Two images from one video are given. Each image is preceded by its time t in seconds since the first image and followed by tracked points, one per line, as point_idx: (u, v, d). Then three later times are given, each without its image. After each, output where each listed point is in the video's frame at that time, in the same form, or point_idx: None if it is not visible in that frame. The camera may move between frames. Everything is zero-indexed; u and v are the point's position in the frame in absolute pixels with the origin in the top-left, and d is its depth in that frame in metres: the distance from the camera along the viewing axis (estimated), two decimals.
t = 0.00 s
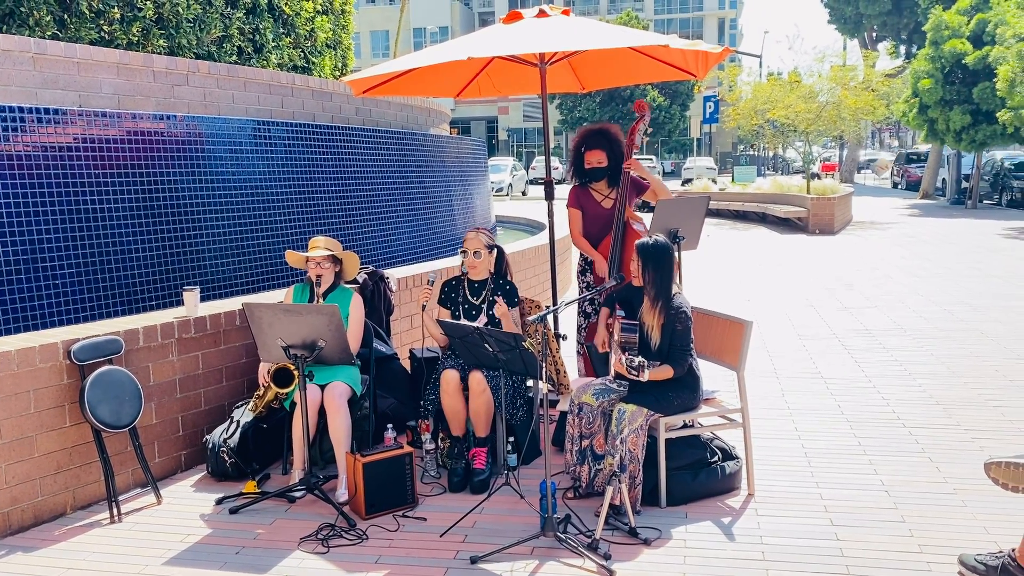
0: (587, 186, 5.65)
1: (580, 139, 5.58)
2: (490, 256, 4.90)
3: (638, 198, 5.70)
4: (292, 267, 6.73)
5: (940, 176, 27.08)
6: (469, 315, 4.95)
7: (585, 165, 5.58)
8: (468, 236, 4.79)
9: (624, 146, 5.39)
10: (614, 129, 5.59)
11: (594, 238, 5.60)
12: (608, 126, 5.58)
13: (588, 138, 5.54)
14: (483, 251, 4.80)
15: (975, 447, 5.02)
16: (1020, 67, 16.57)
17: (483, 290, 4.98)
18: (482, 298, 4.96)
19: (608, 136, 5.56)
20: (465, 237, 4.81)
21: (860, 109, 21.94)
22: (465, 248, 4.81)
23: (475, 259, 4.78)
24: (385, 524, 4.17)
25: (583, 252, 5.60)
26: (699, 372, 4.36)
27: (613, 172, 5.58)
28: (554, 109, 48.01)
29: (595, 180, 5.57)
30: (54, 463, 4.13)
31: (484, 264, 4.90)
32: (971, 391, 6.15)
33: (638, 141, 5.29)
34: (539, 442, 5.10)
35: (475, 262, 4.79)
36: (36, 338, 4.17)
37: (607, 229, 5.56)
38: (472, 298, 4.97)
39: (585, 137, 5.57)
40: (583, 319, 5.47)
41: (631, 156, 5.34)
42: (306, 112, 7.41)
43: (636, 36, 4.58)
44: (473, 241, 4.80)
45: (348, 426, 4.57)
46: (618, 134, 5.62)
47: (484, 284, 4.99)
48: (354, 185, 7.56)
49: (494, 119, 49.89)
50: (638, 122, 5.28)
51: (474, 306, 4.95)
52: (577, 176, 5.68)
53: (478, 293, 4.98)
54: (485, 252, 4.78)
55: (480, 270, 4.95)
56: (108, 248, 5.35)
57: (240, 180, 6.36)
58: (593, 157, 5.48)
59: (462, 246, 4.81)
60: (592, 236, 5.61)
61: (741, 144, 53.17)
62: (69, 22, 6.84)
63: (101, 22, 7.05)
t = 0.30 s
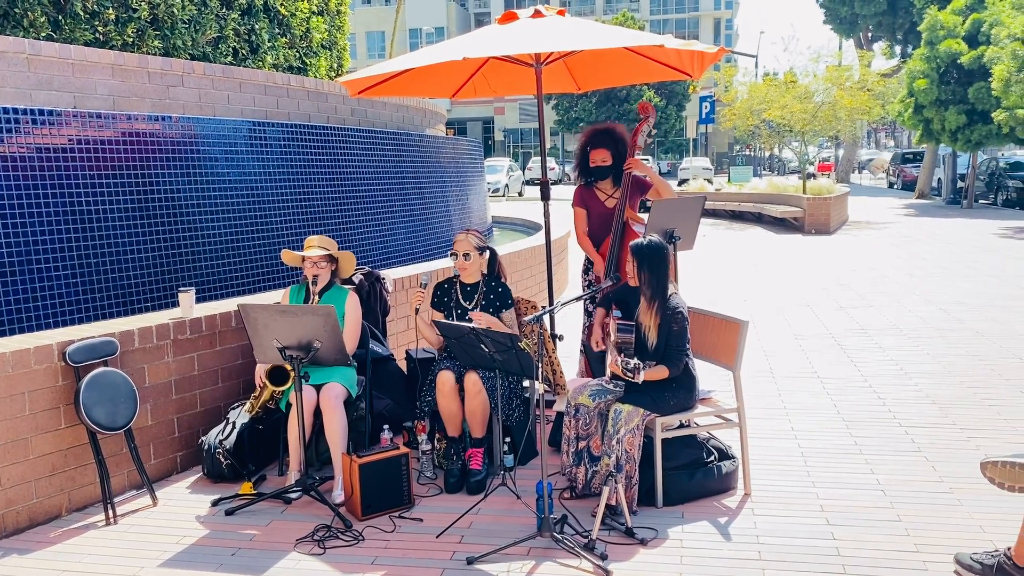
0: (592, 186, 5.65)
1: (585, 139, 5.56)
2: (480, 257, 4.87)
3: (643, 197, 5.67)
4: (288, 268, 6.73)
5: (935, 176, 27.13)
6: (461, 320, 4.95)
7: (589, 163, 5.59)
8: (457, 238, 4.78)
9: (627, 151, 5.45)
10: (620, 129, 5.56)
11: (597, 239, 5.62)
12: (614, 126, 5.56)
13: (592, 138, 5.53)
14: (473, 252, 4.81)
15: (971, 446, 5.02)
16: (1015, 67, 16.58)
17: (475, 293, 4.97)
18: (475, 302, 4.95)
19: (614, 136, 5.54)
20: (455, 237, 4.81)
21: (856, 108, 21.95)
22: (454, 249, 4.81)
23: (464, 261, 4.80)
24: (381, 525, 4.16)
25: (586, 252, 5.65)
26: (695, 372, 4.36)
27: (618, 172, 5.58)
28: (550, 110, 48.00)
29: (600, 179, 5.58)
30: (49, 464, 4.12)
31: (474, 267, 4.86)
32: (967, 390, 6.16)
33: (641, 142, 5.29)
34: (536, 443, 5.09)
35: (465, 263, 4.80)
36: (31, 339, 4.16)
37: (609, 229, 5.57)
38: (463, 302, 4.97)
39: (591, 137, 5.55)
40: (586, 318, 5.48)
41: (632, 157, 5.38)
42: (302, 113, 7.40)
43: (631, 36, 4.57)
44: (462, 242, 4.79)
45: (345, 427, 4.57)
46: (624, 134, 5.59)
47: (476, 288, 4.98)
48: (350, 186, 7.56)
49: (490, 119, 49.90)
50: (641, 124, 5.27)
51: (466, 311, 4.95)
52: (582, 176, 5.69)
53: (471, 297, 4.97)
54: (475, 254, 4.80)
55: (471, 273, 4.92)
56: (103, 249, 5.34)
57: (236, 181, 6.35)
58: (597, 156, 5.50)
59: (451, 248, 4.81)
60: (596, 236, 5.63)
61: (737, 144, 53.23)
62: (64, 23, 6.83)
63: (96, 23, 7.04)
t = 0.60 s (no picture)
0: (592, 184, 5.66)
1: (588, 137, 5.57)
2: (475, 260, 4.86)
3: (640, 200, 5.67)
4: (285, 269, 6.73)
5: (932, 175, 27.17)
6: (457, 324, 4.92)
7: (591, 163, 5.61)
8: (453, 241, 4.77)
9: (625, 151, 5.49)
10: (622, 129, 5.57)
11: (595, 237, 5.60)
12: (615, 126, 5.56)
13: (594, 137, 5.54)
14: (469, 255, 4.80)
15: (967, 446, 5.03)
16: (1011, 66, 16.60)
17: (470, 297, 4.96)
18: (470, 307, 4.94)
19: (617, 135, 5.55)
20: (450, 241, 4.79)
21: (852, 108, 21.98)
22: (450, 252, 4.79)
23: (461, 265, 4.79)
24: (378, 527, 4.15)
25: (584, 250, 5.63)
26: (692, 372, 4.36)
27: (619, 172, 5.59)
28: (547, 110, 48.01)
29: (601, 178, 5.59)
30: (45, 467, 4.12)
31: (471, 270, 4.86)
32: (963, 390, 6.16)
33: (637, 143, 5.33)
34: (533, 443, 5.09)
35: (461, 267, 4.79)
36: (27, 341, 4.16)
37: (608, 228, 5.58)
38: (459, 307, 4.96)
39: (592, 135, 5.56)
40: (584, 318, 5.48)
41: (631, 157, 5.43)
42: (299, 113, 7.39)
43: (627, 36, 4.57)
44: (458, 246, 4.78)
45: (342, 427, 4.57)
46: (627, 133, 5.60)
47: (471, 292, 4.97)
48: (347, 186, 7.55)
49: (487, 119, 49.90)
50: (638, 125, 5.28)
51: (462, 315, 4.94)
52: (583, 175, 5.70)
53: (466, 301, 4.96)
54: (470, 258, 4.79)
55: (467, 276, 4.92)
56: (99, 251, 5.33)
57: (232, 182, 6.35)
58: (599, 154, 5.52)
59: (447, 252, 4.79)
60: (593, 233, 5.61)
61: (734, 144, 53.26)
62: (60, 24, 6.82)
63: (93, 24, 7.04)
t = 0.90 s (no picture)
0: (587, 184, 5.65)
1: (584, 136, 5.57)
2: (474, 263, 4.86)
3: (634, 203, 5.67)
4: (282, 269, 6.72)
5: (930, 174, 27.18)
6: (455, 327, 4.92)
7: (585, 162, 5.60)
8: (452, 247, 4.76)
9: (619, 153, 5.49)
10: (618, 129, 5.56)
11: (589, 237, 5.63)
12: (612, 126, 5.57)
13: (590, 137, 5.54)
14: (468, 260, 4.80)
15: (966, 445, 5.03)
16: (1009, 65, 16.60)
17: (468, 299, 4.96)
18: (467, 309, 4.94)
19: (612, 135, 5.55)
20: (448, 247, 4.77)
21: (850, 107, 21.99)
22: (448, 259, 4.78)
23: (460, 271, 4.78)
24: (376, 527, 4.15)
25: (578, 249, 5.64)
26: (690, 372, 4.36)
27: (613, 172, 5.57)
28: (545, 109, 48.00)
29: (594, 178, 5.57)
30: (42, 467, 4.11)
31: (470, 273, 4.87)
32: (962, 389, 6.17)
33: (630, 143, 5.32)
34: (531, 443, 5.09)
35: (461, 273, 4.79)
36: (25, 342, 4.15)
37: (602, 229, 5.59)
38: (456, 309, 4.95)
39: (589, 135, 5.56)
40: (578, 318, 5.49)
41: (625, 160, 5.41)
42: (297, 113, 7.38)
43: (626, 36, 4.56)
44: (456, 251, 4.77)
45: (339, 427, 4.56)
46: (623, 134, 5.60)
47: (468, 293, 4.97)
48: (345, 186, 7.54)
49: (486, 119, 49.90)
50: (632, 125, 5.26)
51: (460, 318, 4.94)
52: (578, 174, 5.69)
53: (464, 304, 4.96)
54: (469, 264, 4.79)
55: (465, 278, 4.92)
56: (97, 251, 5.32)
57: (230, 182, 6.34)
58: (594, 154, 5.49)
59: (445, 257, 4.78)
60: (588, 234, 5.63)
61: (732, 143, 53.20)
62: (57, 24, 6.82)
63: (90, 24, 7.04)
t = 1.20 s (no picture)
0: (577, 185, 5.64)
1: (572, 137, 5.54)
2: (469, 267, 4.84)
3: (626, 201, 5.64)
4: (281, 267, 6.71)
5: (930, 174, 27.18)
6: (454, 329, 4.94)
7: (575, 162, 5.56)
8: (443, 254, 4.72)
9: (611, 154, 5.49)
10: (608, 131, 5.55)
11: (584, 236, 5.61)
12: (601, 127, 5.54)
13: (579, 137, 5.51)
14: (461, 266, 4.77)
15: (963, 443, 5.04)
16: (1008, 64, 16.60)
17: (467, 302, 4.95)
18: (466, 312, 4.94)
19: (602, 136, 5.52)
20: (441, 253, 4.75)
21: (849, 106, 21.99)
22: (442, 264, 4.78)
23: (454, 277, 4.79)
24: (374, 526, 4.15)
25: (572, 250, 5.60)
26: (688, 370, 4.36)
27: (604, 172, 5.56)
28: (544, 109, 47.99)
29: (585, 179, 5.55)
30: (40, 466, 4.11)
31: (466, 277, 4.85)
32: (960, 388, 6.17)
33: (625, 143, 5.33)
34: (529, 442, 5.09)
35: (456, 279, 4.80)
36: (22, 340, 4.15)
37: (597, 229, 5.57)
38: (455, 312, 4.96)
39: (576, 136, 5.53)
40: (574, 317, 5.48)
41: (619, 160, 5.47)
42: (295, 112, 7.38)
43: (623, 34, 4.56)
44: (448, 258, 4.74)
45: (337, 426, 4.56)
46: (612, 134, 5.58)
47: (467, 295, 4.95)
48: (343, 185, 7.54)
49: (485, 119, 49.89)
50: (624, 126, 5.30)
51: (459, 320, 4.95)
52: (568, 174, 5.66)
53: (462, 306, 4.96)
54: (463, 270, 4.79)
55: (463, 281, 4.89)
56: (95, 250, 5.32)
57: (228, 181, 6.34)
58: (583, 155, 5.47)
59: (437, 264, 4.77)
60: (582, 234, 5.62)
61: (731, 143, 53.21)
62: (55, 22, 6.83)
63: (88, 23, 7.04)
